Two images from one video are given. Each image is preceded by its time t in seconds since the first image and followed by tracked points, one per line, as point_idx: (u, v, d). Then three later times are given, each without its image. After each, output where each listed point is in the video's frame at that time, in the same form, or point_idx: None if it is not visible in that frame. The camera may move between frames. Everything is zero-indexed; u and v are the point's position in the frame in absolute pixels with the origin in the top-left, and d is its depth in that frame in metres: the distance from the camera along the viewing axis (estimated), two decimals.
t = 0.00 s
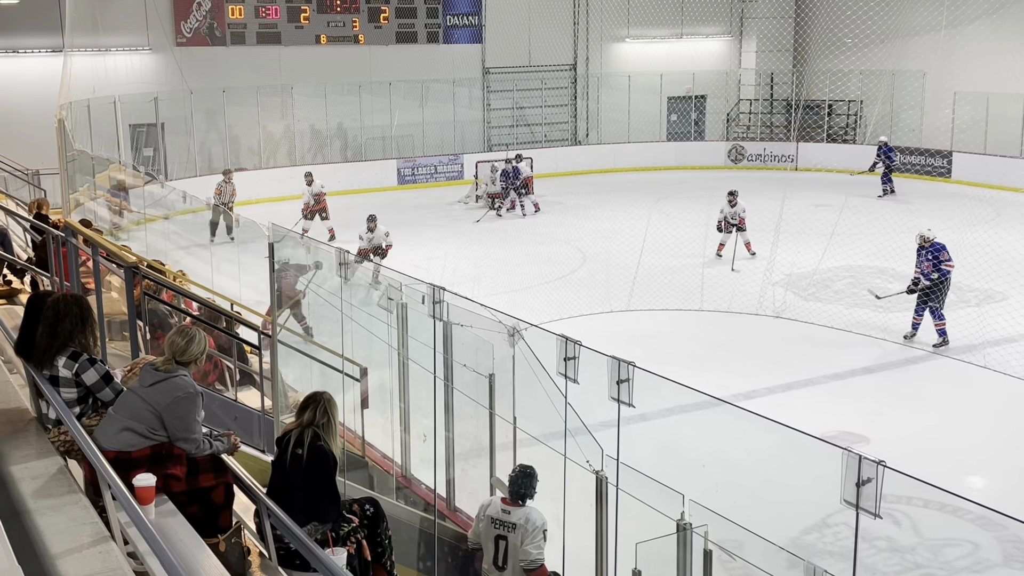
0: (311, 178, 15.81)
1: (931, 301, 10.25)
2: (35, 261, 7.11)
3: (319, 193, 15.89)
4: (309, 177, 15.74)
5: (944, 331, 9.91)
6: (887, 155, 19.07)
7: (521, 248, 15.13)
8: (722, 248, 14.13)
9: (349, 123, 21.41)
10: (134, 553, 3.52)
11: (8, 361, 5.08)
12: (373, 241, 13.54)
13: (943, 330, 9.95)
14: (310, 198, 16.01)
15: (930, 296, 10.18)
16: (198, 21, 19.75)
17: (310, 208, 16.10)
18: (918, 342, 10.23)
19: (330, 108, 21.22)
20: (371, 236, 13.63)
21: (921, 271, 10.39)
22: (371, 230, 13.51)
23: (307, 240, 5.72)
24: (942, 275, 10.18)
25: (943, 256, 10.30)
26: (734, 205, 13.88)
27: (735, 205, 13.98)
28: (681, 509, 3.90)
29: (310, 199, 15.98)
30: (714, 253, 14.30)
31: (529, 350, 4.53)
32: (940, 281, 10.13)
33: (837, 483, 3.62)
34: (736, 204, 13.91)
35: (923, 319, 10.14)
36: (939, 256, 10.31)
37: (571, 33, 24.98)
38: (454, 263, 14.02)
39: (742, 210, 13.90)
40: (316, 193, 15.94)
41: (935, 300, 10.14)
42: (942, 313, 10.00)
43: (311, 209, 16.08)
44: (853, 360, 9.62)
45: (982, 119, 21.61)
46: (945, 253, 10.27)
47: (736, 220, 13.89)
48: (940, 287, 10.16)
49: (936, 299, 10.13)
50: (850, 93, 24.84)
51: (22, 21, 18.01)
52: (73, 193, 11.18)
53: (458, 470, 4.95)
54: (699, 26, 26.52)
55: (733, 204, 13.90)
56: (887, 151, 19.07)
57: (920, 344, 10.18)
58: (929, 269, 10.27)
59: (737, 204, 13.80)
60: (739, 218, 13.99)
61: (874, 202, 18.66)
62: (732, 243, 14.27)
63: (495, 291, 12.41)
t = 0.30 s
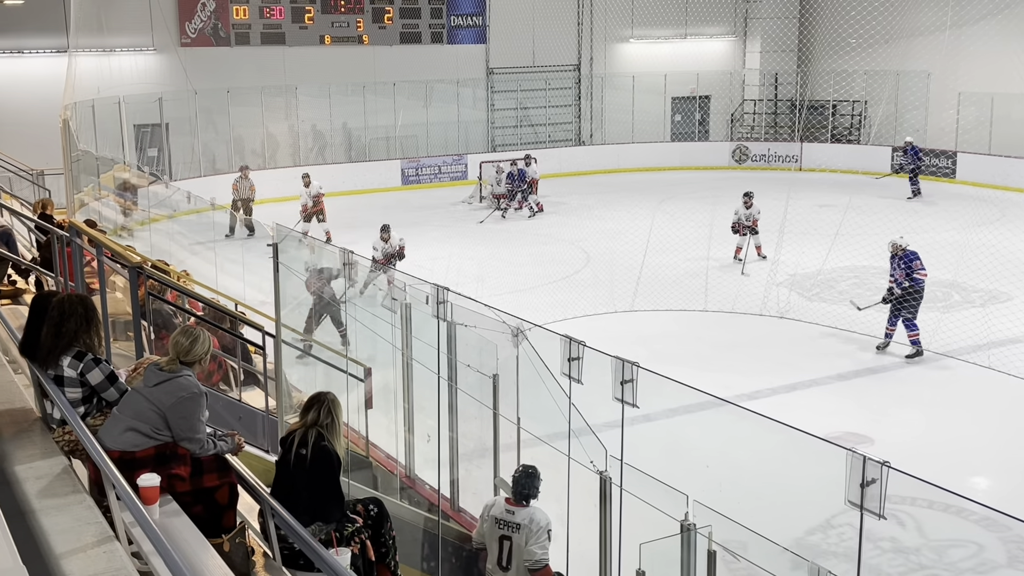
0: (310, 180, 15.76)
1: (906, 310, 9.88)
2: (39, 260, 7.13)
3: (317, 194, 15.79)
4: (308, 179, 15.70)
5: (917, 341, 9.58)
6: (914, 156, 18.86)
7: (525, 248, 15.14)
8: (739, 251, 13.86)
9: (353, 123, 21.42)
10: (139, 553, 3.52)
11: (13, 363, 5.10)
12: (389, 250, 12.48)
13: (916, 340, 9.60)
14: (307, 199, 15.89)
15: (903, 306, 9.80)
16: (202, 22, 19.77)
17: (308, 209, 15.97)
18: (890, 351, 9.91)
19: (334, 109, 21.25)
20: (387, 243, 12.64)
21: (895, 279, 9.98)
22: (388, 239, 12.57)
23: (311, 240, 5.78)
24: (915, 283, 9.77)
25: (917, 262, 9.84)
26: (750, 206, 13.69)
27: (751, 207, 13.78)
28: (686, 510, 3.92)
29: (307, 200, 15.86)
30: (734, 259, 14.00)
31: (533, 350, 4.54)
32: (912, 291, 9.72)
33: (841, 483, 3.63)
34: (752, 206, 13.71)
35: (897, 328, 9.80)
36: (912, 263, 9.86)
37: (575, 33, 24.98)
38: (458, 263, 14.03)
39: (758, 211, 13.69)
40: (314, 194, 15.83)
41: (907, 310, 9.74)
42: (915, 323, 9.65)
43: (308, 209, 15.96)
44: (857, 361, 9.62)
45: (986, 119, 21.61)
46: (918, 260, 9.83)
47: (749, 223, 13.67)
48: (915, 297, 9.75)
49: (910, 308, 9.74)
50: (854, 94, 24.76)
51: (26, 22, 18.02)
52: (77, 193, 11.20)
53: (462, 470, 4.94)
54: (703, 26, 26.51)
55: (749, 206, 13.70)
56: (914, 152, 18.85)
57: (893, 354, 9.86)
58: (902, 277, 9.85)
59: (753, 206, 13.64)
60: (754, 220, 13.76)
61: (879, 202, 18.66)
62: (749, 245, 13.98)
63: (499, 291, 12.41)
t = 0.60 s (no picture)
0: (302, 182, 15.71)
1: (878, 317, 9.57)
2: (42, 260, 7.14)
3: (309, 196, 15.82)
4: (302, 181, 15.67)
5: (889, 352, 9.25)
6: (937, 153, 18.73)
7: (526, 248, 15.15)
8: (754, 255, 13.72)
9: (354, 124, 21.43)
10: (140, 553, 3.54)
11: (15, 363, 5.11)
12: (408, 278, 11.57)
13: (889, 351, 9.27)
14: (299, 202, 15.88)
15: (874, 315, 9.48)
16: (204, 22, 19.75)
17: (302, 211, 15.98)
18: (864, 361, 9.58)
19: (335, 109, 21.24)
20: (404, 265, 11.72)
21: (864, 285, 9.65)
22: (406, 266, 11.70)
23: (313, 241, 5.78)
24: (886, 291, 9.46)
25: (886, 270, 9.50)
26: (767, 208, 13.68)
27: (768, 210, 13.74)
28: (686, 510, 3.95)
29: (301, 203, 15.90)
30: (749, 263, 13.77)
31: (535, 351, 4.51)
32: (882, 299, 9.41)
33: (843, 483, 3.64)
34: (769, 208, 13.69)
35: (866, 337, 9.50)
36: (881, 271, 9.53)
37: (576, 33, 24.96)
38: (460, 263, 14.05)
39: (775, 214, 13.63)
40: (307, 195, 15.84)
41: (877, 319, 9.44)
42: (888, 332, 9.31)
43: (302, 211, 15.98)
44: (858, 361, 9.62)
45: (988, 120, 21.60)
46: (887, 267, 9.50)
47: (766, 225, 13.58)
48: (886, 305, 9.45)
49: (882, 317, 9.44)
50: (855, 94, 24.77)
51: (28, 22, 18.05)
52: (79, 193, 11.22)
53: (463, 470, 4.94)
54: (705, 26, 26.49)
55: (766, 209, 13.67)
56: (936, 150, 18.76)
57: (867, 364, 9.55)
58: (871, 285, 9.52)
59: (770, 208, 13.65)
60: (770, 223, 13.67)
61: (880, 202, 18.64)
62: (767, 250, 13.84)
63: (500, 291, 12.41)
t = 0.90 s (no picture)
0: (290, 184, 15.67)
1: (836, 327, 9.57)
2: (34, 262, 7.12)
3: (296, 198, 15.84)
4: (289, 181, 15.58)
5: (848, 361, 9.03)
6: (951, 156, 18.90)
7: (520, 248, 15.16)
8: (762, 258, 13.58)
9: (347, 124, 21.39)
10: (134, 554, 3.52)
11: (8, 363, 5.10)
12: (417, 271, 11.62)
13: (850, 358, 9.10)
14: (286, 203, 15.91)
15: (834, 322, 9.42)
16: (197, 23, 19.68)
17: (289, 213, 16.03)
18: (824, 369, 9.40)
19: (329, 109, 21.20)
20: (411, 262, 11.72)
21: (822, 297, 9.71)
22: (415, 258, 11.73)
23: (307, 241, 5.75)
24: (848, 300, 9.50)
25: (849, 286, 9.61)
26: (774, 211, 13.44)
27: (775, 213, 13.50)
28: (680, 510, 3.91)
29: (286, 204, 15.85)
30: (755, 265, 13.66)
31: (528, 351, 4.54)
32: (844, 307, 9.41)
33: (838, 483, 3.61)
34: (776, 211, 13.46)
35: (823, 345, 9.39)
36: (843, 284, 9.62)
37: (570, 34, 24.97)
38: (454, 263, 14.05)
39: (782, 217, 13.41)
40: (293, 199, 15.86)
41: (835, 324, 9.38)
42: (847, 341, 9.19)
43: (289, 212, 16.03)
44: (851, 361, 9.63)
45: (981, 120, 21.65)
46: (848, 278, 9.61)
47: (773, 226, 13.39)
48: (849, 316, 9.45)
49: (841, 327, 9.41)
50: (849, 95, 24.80)
51: (20, 23, 18.01)
52: (71, 194, 11.20)
53: (457, 471, 4.94)
54: (698, 26, 26.48)
55: (772, 210, 13.51)
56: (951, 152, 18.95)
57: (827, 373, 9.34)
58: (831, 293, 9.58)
59: (778, 211, 13.44)
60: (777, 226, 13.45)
61: (873, 202, 18.67)
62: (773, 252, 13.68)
63: (494, 292, 12.41)
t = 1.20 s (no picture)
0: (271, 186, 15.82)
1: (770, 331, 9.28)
2: (17, 264, 7.08)
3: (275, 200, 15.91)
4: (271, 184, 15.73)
5: (776, 366, 8.87)
6: (949, 156, 19.08)
7: (506, 249, 15.15)
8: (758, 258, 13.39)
9: (332, 125, 21.34)
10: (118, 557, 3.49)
11: None
12: (404, 277, 11.69)
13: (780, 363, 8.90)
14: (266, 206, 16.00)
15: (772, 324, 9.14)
16: (181, 23, 19.61)
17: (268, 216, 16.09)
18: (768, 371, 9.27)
19: (314, 110, 21.13)
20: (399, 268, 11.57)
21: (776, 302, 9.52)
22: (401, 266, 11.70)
23: (292, 242, 5.71)
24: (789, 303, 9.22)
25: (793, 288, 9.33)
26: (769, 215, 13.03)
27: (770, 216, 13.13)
28: (667, 510, 3.92)
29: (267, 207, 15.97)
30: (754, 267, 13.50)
31: (516, 353, 4.58)
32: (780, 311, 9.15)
33: (823, 482, 3.66)
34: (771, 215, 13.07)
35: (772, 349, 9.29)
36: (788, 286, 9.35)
37: (555, 35, 24.98)
38: (440, 264, 14.04)
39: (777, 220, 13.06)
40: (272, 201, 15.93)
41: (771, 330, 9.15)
42: (780, 345, 8.96)
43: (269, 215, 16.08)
44: (836, 360, 9.66)
45: (965, 119, 21.78)
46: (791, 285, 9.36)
47: (769, 230, 13.07)
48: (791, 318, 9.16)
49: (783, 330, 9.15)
50: (832, 95, 25.07)
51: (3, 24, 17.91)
52: (55, 196, 11.14)
53: (444, 472, 4.97)
54: (683, 27, 26.51)
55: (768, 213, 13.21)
56: (949, 152, 19.14)
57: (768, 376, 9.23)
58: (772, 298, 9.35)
59: (773, 213, 13.02)
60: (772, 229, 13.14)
61: (857, 202, 18.76)
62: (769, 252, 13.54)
63: (480, 292, 12.41)
